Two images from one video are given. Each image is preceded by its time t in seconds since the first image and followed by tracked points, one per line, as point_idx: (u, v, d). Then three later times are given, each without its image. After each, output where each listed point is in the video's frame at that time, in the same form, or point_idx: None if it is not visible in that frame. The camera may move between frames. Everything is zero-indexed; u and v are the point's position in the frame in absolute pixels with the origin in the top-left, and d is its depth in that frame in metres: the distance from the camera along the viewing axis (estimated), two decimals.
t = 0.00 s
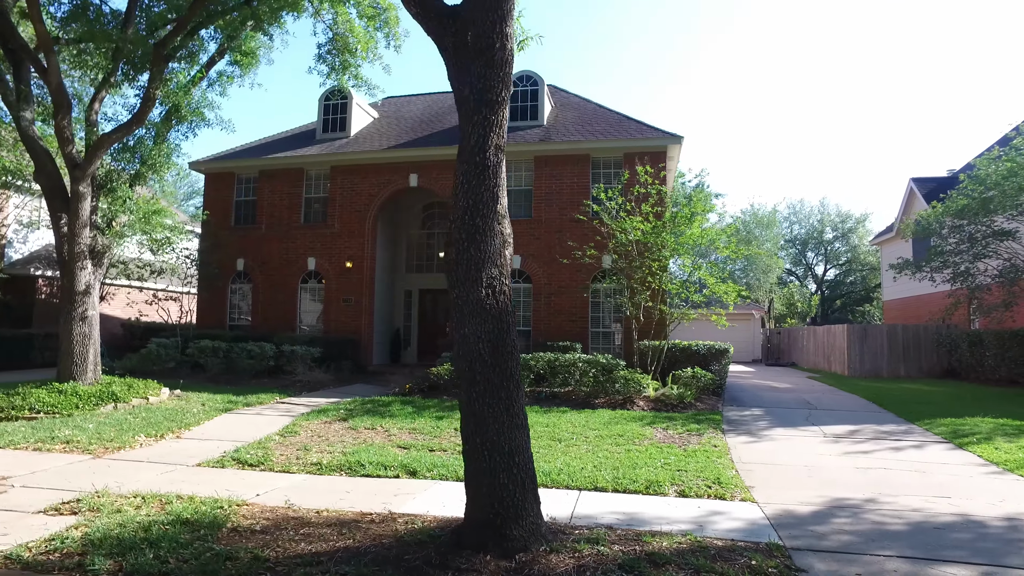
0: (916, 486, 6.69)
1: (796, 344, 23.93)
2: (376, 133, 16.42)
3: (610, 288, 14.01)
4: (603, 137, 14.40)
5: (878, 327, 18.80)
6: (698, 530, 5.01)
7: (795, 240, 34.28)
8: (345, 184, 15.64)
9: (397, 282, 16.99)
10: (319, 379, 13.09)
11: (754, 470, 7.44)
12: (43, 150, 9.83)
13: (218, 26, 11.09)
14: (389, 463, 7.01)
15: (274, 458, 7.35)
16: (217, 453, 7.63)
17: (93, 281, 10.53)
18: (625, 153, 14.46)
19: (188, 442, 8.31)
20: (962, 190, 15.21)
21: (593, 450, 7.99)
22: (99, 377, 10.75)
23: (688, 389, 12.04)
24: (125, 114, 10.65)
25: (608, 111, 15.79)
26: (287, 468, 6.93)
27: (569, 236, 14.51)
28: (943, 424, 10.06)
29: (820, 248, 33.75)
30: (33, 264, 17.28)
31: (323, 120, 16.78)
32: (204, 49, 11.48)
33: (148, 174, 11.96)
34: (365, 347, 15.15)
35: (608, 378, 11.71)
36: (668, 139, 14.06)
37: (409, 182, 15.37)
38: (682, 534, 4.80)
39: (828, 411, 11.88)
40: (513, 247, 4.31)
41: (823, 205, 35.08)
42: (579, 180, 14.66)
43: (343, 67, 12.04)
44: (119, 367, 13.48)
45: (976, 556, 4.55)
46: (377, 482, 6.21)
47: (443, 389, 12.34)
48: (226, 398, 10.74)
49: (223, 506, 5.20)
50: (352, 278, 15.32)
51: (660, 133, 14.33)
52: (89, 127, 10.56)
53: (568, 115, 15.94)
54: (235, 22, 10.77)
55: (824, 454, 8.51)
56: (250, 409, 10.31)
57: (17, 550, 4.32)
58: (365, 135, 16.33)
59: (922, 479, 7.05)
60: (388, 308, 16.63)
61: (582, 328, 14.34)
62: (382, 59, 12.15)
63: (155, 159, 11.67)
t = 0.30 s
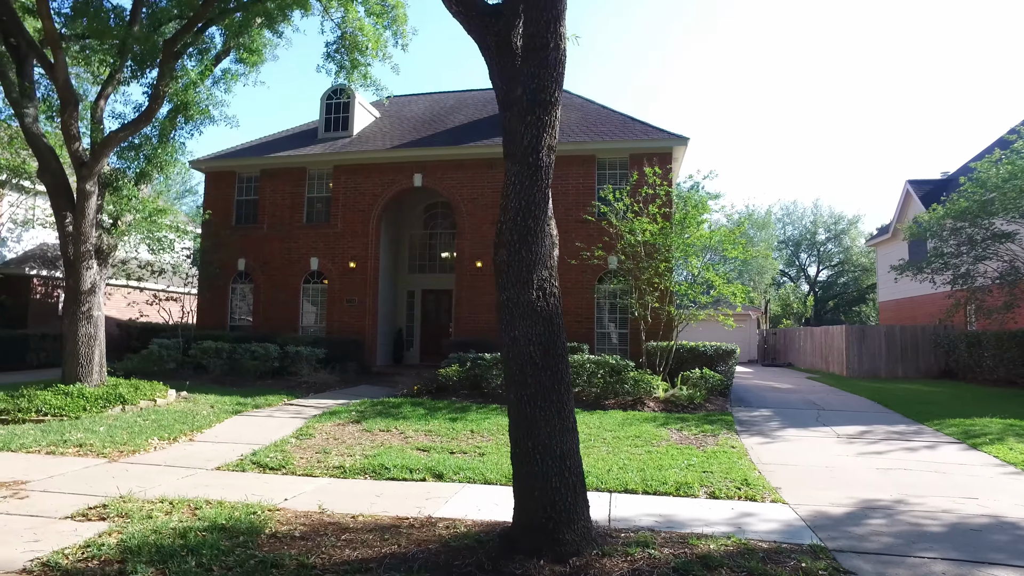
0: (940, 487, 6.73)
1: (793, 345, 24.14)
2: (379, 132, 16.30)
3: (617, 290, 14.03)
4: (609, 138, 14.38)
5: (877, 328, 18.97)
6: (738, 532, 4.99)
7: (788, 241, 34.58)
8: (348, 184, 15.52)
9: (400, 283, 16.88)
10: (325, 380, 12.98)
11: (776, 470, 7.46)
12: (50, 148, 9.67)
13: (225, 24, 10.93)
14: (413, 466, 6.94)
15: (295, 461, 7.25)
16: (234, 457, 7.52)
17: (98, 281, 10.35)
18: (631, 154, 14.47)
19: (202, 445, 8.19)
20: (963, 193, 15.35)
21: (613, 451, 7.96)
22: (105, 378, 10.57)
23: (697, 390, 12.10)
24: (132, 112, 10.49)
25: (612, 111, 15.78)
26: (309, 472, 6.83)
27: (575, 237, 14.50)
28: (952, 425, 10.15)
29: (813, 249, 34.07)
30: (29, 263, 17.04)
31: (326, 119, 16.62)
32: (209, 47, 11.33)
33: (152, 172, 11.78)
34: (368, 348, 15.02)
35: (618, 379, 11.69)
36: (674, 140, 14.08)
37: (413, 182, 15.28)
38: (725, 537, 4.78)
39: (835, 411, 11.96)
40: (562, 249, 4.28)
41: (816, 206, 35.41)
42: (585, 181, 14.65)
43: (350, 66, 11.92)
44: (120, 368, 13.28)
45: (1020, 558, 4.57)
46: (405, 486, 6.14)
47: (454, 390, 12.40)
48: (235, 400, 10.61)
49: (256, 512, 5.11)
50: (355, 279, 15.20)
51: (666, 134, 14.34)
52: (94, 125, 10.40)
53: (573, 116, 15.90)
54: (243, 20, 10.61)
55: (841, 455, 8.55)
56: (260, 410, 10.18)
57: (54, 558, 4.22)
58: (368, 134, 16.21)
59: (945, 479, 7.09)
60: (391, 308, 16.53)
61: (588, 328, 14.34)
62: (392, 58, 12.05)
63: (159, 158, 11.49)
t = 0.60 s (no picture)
0: (961, 486, 6.81)
1: (790, 346, 24.34)
2: (383, 132, 16.23)
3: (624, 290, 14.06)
4: (615, 140, 14.41)
5: (875, 328, 19.14)
6: (776, 531, 5.01)
7: (782, 242, 34.88)
8: (353, 184, 15.45)
9: (403, 283, 16.82)
10: (332, 381, 12.91)
11: (797, 470, 7.50)
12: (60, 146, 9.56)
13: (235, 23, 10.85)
14: (438, 467, 6.90)
15: (317, 463, 7.19)
16: (254, 458, 7.45)
17: (106, 281, 10.23)
18: (637, 155, 14.52)
19: (219, 446, 8.12)
20: (963, 196, 15.52)
21: (633, 451, 7.96)
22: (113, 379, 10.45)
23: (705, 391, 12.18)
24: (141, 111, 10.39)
25: (617, 111, 15.80)
26: (334, 473, 6.77)
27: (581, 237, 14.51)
28: (961, 424, 10.27)
29: (806, 250, 34.40)
30: (26, 262, 16.85)
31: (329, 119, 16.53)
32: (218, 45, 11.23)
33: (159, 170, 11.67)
34: (373, 349, 14.93)
35: (628, 380, 11.70)
36: (680, 142, 14.14)
37: (418, 182, 15.24)
38: (765, 535, 4.80)
39: (842, 411, 12.05)
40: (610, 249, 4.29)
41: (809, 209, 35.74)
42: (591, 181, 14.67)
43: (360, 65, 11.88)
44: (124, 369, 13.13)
45: None
46: (435, 487, 6.10)
47: (462, 391, 12.40)
48: (246, 401, 10.52)
49: (292, 514, 5.06)
50: (360, 279, 15.12)
51: (672, 136, 14.40)
52: (103, 123, 10.28)
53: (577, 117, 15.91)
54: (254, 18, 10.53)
55: (857, 454, 8.61)
56: (272, 412, 10.10)
57: (97, 560, 4.18)
58: (372, 134, 16.14)
59: (965, 478, 7.16)
60: (395, 309, 16.48)
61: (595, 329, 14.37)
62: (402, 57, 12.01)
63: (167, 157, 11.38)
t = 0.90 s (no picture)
0: (978, 489, 6.89)
1: (784, 348, 24.57)
2: (385, 133, 16.15)
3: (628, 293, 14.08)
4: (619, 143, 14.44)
5: (871, 331, 19.35)
6: (811, 535, 5.03)
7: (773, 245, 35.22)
8: (355, 186, 15.36)
9: (404, 285, 16.74)
10: (337, 384, 12.81)
11: (813, 473, 7.55)
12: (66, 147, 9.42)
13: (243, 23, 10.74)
14: (459, 473, 6.86)
15: (336, 468, 7.12)
16: (271, 464, 7.36)
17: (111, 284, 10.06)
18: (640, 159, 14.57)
19: (233, 451, 8.02)
20: (960, 201, 15.72)
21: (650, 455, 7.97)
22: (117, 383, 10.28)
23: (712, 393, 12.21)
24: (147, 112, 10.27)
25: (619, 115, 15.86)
26: (356, 479, 6.69)
27: (585, 240, 14.51)
28: (965, 427, 10.41)
29: (798, 254, 34.75)
30: (19, 264, 16.58)
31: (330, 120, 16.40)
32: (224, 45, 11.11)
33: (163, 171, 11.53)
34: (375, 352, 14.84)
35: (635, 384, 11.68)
36: (684, 146, 14.21)
37: (421, 184, 15.17)
38: (803, 540, 4.82)
39: (846, 414, 12.16)
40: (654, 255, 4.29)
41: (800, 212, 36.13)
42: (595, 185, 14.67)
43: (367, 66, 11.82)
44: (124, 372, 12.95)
45: None
46: (462, 493, 6.07)
47: (468, 394, 12.34)
48: (253, 405, 10.41)
49: (325, 522, 5.01)
50: (362, 281, 15.03)
51: (675, 140, 14.47)
52: (108, 123, 10.14)
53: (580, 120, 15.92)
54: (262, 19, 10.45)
55: (868, 457, 8.69)
56: (281, 416, 10.00)
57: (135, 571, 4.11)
58: (374, 136, 16.05)
59: (980, 481, 7.24)
60: (396, 311, 16.40)
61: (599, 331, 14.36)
62: (410, 58, 11.96)
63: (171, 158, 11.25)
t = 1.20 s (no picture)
0: (999, 489, 6.94)
1: (783, 349, 24.70)
2: (389, 134, 16.07)
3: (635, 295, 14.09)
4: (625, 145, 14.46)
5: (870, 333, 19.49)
6: (849, 536, 5.04)
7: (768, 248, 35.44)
8: (360, 187, 15.28)
9: (408, 286, 16.65)
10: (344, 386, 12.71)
11: (834, 474, 7.57)
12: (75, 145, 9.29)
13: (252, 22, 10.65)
14: (484, 474, 6.82)
15: (359, 471, 7.06)
16: (291, 466, 7.28)
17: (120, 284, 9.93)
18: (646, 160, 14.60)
19: (250, 454, 7.93)
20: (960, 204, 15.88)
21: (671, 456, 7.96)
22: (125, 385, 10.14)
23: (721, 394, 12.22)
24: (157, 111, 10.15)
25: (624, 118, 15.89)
26: (380, 482, 6.64)
27: (591, 241, 14.51)
28: (974, 428, 10.50)
29: (792, 256, 34.98)
30: (17, 264, 16.34)
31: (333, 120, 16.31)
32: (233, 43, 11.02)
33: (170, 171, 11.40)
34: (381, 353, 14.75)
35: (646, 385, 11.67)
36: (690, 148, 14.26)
37: (427, 185, 15.12)
38: (843, 541, 4.82)
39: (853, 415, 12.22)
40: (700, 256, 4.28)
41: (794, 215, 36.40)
42: (601, 186, 14.69)
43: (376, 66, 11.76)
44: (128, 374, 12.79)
45: None
46: (491, 495, 6.03)
47: (477, 396, 12.28)
48: (264, 407, 10.31)
49: (362, 525, 4.96)
50: (367, 282, 14.95)
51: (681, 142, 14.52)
52: (116, 122, 10.01)
53: (585, 121, 15.94)
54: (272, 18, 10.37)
55: (884, 458, 8.73)
56: (293, 418, 9.89)
57: None
58: (378, 136, 15.98)
59: (1000, 482, 7.29)
60: (400, 312, 16.31)
61: (606, 333, 14.35)
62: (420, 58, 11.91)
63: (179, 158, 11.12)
